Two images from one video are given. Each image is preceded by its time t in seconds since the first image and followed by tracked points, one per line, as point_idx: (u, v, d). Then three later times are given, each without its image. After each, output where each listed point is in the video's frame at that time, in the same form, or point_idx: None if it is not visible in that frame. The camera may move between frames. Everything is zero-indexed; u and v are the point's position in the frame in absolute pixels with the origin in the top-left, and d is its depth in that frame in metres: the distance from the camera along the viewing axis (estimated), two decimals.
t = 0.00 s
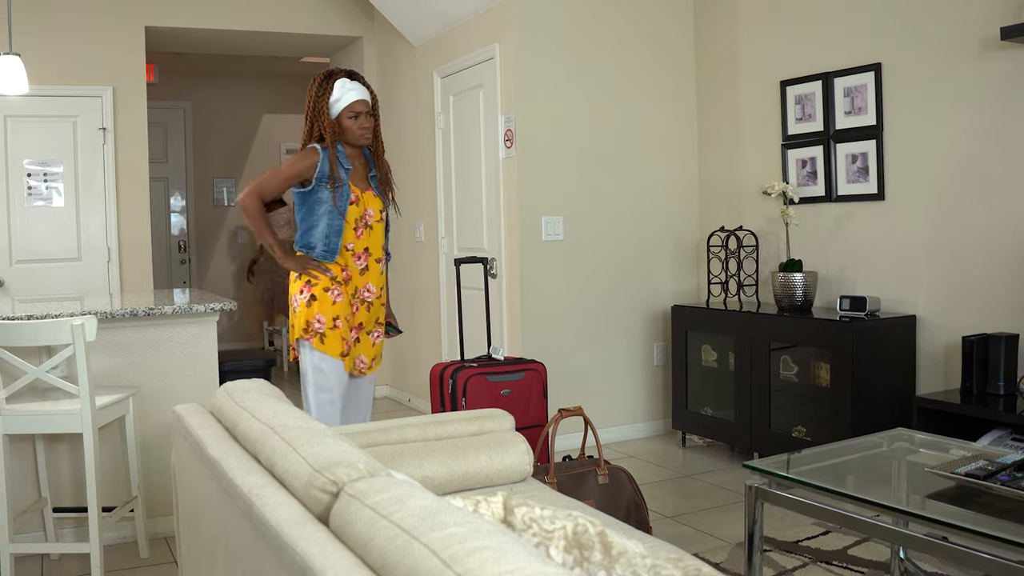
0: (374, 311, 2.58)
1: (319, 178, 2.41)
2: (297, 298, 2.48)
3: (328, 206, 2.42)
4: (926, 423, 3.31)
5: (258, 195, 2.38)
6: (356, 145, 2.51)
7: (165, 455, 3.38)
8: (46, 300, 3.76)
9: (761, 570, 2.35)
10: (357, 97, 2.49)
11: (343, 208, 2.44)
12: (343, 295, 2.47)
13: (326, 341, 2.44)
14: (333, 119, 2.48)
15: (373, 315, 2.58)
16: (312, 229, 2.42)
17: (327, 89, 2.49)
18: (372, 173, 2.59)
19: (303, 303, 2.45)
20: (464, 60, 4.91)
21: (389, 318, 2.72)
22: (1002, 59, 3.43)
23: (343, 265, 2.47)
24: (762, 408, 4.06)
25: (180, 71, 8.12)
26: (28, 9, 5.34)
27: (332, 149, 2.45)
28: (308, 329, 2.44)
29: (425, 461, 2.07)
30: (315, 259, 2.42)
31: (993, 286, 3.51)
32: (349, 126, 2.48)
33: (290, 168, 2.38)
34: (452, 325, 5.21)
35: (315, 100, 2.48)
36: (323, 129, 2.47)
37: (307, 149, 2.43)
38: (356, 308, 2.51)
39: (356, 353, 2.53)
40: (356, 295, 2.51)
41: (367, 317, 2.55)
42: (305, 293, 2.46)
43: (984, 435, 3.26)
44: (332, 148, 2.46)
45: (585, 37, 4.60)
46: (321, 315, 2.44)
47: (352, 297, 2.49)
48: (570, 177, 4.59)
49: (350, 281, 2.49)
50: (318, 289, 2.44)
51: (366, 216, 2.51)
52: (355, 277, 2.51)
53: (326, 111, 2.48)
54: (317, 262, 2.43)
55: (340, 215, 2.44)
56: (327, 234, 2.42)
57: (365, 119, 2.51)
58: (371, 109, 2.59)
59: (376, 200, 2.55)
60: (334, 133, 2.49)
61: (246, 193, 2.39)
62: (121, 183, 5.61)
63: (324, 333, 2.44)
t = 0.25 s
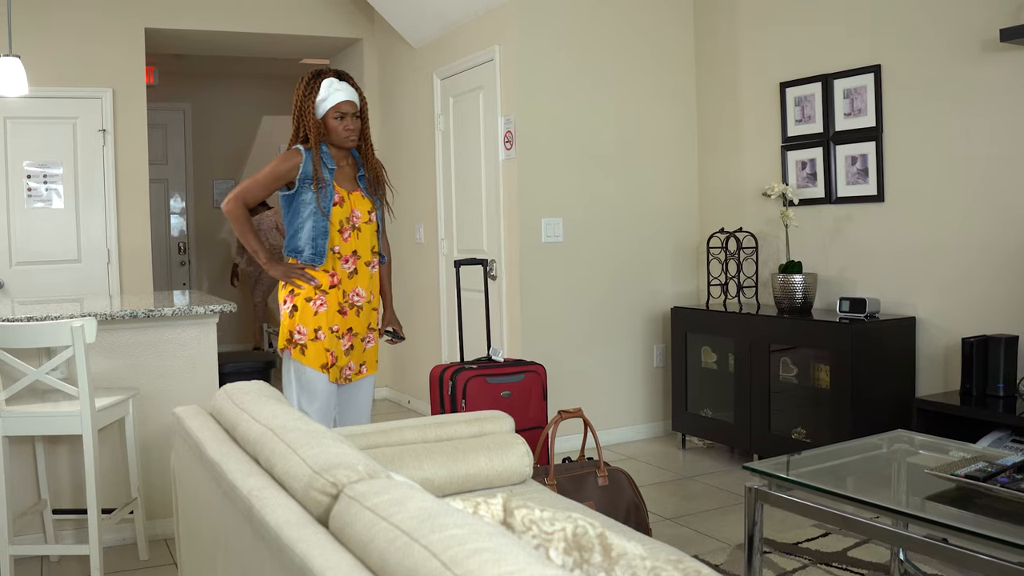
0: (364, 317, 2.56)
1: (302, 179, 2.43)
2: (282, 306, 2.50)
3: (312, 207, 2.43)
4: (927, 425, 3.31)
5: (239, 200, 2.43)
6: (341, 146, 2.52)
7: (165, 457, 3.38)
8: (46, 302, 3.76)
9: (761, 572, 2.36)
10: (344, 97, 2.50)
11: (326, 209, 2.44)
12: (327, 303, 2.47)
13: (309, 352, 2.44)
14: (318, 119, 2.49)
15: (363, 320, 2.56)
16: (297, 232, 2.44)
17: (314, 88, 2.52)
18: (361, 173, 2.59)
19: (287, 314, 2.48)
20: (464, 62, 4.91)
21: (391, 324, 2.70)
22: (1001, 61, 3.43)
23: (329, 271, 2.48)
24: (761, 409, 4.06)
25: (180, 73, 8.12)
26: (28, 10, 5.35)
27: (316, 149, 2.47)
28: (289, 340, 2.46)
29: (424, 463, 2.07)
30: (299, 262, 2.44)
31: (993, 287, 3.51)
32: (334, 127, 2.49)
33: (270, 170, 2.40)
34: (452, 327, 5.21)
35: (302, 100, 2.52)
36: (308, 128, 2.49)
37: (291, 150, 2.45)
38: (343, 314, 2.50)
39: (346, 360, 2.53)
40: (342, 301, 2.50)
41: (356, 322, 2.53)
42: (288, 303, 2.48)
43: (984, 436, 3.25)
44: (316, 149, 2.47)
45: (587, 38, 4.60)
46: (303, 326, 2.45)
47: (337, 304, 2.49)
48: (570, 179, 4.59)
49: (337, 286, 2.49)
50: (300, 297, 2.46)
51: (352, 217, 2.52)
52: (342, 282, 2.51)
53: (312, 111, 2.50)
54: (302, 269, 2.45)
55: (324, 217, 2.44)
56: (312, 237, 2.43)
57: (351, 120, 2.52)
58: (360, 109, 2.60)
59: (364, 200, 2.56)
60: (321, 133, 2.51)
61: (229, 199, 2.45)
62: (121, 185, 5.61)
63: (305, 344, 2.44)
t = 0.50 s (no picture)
0: (354, 321, 2.54)
1: (281, 181, 2.44)
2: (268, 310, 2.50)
3: (290, 209, 2.44)
4: (927, 429, 3.30)
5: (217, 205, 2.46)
6: (323, 145, 2.52)
7: (165, 461, 3.37)
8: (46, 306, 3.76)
9: None
10: (326, 95, 2.51)
11: (304, 211, 2.45)
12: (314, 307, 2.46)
13: (298, 357, 2.44)
14: (299, 118, 2.50)
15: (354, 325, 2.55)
16: (276, 233, 2.45)
17: (297, 85, 2.52)
18: (344, 173, 2.60)
19: (274, 317, 2.46)
20: (464, 66, 4.92)
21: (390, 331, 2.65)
22: (1001, 65, 3.44)
23: (314, 274, 2.48)
24: (761, 413, 4.05)
25: (180, 77, 8.13)
26: (29, 15, 5.35)
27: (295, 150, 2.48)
28: (277, 345, 2.44)
29: (425, 467, 2.07)
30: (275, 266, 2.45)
31: (993, 291, 3.51)
32: (316, 125, 2.50)
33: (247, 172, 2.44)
34: (452, 331, 5.21)
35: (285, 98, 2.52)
36: (289, 127, 2.51)
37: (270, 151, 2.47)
38: (331, 319, 2.49)
39: (338, 366, 2.52)
40: (330, 305, 2.49)
41: (344, 328, 2.52)
42: (275, 306, 2.47)
43: (985, 440, 3.25)
44: (295, 149, 2.49)
45: (587, 42, 4.61)
46: (292, 330, 2.44)
47: (325, 308, 2.48)
48: (570, 183, 4.59)
49: (323, 289, 2.48)
50: (285, 301, 2.46)
51: (335, 218, 2.52)
52: (329, 285, 2.50)
53: (294, 110, 2.51)
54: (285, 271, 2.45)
55: (301, 218, 2.45)
56: (289, 239, 2.44)
57: (333, 119, 2.52)
58: (344, 108, 2.60)
59: (347, 201, 2.55)
60: (303, 132, 2.51)
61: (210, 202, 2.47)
62: (121, 189, 5.61)
63: (294, 349, 2.44)
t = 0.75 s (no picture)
0: (347, 323, 2.54)
1: (271, 179, 2.44)
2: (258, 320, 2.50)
3: (279, 208, 2.43)
4: (928, 432, 3.30)
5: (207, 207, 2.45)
6: (314, 141, 2.52)
7: (165, 463, 3.37)
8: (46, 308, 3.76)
9: None
10: (318, 89, 2.51)
11: (294, 210, 2.44)
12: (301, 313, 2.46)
13: (292, 366, 2.45)
14: (290, 112, 2.50)
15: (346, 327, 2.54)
16: (266, 233, 2.44)
17: (289, 79, 2.52)
18: (334, 171, 2.58)
19: (264, 326, 2.46)
20: (464, 69, 4.92)
21: (386, 327, 2.60)
22: (1000, 68, 3.44)
23: (303, 278, 2.48)
24: (761, 416, 4.05)
25: (180, 80, 8.14)
26: (29, 18, 5.36)
27: (285, 146, 2.47)
28: (267, 355, 2.44)
29: (424, 470, 2.07)
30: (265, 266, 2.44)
31: (993, 294, 3.51)
32: (307, 119, 2.50)
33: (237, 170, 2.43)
34: (452, 334, 5.21)
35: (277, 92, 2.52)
36: (280, 122, 2.50)
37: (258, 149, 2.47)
38: (324, 324, 2.49)
39: (336, 369, 2.52)
40: (320, 310, 2.49)
41: (339, 330, 2.51)
42: (265, 315, 2.46)
43: (985, 443, 3.25)
44: (286, 145, 2.48)
45: (587, 45, 4.62)
46: (282, 338, 2.44)
47: (315, 313, 2.49)
48: (570, 186, 4.60)
49: (311, 295, 2.48)
50: (274, 310, 2.45)
51: (325, 219, 2.51)
52: (318, 289, 2.49)
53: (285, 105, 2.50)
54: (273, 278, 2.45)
55: (292, 217, 2.44)
56: (279, 240, 2.43)
57: (325, 115, 2.52)
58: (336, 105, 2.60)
59: (337, 201, 2.55)
60: (294, 128, 2.51)
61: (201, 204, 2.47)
62: (121, 192, 5.62)
63: (286, 358, 2.44)
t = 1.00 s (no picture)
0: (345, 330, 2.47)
1: (270, 180, 2.42)
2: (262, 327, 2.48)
3: (279, 210, 2.41)
4: (928, 434, 3.30)
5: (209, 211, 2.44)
6: (315, 141, 2.49)
7: (165, 465, 3.37)
8: (45, 310, 3.76)
9: None
10: (318, 88, 2.48)
11: (293, 212, 2.41)
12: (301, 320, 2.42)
13: (291, 375, 2.43)
14: (290, 111, 2.47)
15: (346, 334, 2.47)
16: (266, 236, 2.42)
17: (289, 77, 2.49)
18: (336, 171, 2.54)
19: (267, 333, 2.44)
20: (464, 71, 4.92)
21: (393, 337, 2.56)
22: (1000, 70, 3.45)
23: (303, 284, 2.44)
24: (761, 418, 4.05)
25: (180, 82, 8.15)
26: (29, 20, 5.36)
27: (285, 147, 2.45)
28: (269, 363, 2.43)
29: (424, 472, 2.07)
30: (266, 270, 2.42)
31: (993, 296, 3.51)
32: (308, 119, 2.46)
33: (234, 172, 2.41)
34: (452, 335, 5.21)
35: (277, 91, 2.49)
36: (280, 122, 2.48)
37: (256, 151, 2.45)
38: (324, 330, 2.43)
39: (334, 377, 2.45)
40: (320, 317, 2.43)
41: (339, 338, 2.45)
42: (267, 322, 2.44)
43: (985, 445, 3.25)
44: (286, 146, 2.46)
45: (586, 47, 4.62)
46: (283, 346, 2.42)
47: (315, 320, 2.43)
48: (570, 188, 4.60)
49: (310, 301, 2.43)
50: (275, 318, 2.43)
51: (326, 221, 2.47)
52: (318, 295, 2.45)
53: (285, 104, 2.48)
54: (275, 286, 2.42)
55: (290, 219, 2.40)
56: (279, 243, 2.40)
57: (326, 113, 2.48)
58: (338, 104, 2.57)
59: (338, 203, 2.50)
60: (295, 128, 2.48)
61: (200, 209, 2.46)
62: (121, 193, 5.62)
63: (286, 366, 2.42)
